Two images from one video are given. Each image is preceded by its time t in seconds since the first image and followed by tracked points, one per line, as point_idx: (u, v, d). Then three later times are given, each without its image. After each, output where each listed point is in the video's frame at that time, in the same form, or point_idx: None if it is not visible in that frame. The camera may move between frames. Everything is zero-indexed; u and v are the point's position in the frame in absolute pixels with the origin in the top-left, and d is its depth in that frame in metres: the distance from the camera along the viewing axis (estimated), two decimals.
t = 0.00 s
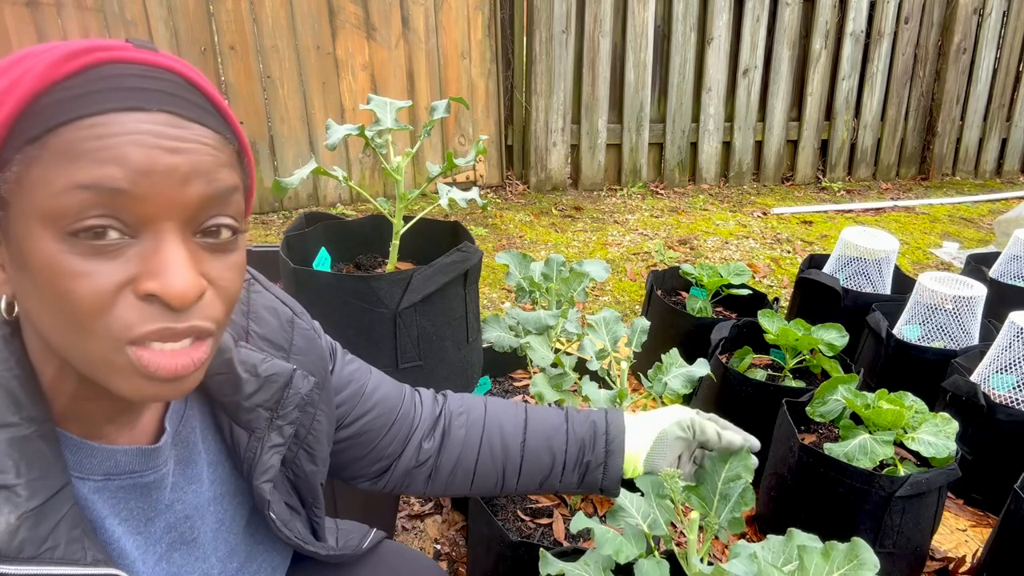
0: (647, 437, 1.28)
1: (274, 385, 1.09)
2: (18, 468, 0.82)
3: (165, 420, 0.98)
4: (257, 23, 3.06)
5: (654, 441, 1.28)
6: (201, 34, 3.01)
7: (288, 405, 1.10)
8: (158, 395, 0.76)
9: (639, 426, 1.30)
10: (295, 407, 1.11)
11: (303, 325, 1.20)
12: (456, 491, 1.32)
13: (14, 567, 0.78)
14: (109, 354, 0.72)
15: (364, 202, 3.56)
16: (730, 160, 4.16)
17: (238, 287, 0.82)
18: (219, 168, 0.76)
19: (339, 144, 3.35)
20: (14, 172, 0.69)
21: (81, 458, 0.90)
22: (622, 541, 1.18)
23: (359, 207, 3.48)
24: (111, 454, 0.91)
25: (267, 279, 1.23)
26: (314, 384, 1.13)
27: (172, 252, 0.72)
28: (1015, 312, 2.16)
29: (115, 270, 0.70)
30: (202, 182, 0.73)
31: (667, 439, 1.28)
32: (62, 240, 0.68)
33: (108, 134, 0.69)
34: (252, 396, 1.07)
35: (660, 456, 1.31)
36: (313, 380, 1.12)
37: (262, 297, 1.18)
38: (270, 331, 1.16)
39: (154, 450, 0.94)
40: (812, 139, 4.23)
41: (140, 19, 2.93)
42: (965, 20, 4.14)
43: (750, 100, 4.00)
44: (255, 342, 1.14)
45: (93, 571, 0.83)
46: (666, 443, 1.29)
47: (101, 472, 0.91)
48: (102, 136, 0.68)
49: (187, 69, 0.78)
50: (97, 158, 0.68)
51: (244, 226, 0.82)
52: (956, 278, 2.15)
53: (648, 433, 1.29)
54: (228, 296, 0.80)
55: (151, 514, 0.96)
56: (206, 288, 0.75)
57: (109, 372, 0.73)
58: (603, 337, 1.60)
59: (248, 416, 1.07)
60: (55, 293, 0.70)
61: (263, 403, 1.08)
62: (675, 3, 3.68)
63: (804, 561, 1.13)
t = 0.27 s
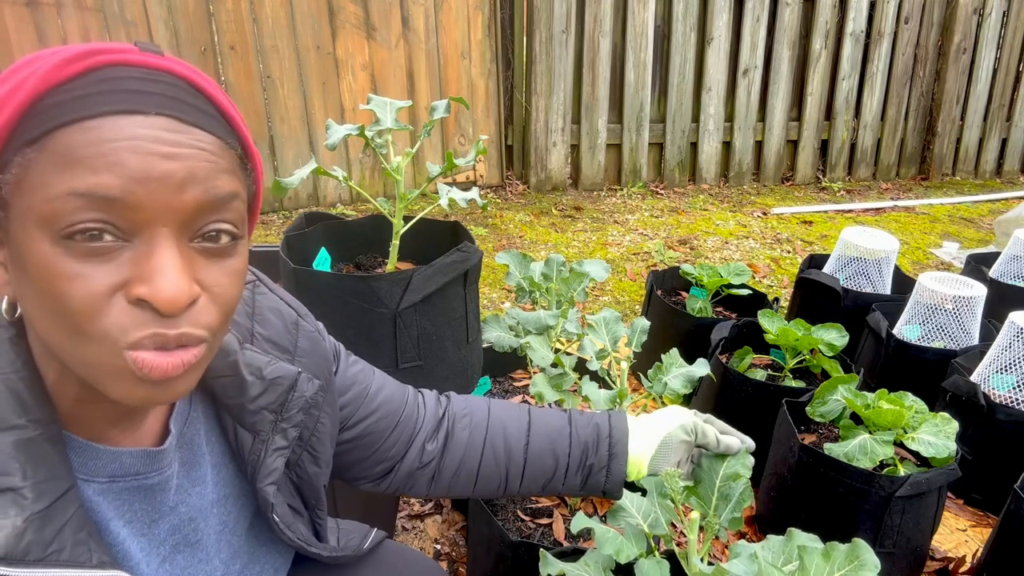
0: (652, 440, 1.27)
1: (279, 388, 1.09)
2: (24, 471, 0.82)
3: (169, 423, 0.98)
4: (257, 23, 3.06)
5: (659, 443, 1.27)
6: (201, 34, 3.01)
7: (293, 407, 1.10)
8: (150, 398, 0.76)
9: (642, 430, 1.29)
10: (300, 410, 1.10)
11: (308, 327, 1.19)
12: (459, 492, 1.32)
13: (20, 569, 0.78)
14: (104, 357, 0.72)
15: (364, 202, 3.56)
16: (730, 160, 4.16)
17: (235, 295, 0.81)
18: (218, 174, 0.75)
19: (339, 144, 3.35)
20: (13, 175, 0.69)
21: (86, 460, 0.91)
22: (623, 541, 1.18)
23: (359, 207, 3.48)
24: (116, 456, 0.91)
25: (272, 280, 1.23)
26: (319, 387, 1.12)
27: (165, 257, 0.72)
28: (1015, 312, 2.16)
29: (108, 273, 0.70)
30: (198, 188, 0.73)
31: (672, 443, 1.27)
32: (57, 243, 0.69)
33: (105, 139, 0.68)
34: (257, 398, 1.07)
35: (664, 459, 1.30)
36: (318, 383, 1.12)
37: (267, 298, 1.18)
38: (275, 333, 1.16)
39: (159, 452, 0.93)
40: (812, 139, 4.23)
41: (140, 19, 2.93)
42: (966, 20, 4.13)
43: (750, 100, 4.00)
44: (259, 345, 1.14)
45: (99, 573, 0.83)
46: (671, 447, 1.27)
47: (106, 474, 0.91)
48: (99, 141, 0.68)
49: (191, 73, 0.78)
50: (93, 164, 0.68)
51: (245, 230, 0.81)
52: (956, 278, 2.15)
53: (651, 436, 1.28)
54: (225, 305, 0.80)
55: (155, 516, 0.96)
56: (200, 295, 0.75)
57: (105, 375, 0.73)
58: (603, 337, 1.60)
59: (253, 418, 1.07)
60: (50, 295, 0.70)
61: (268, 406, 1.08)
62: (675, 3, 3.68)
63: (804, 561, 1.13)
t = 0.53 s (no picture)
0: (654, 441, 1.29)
1: (284, 389, 1.09)
2: (31, 474, 0.82)
3: (175, 424, 0.97)
4: (257, 23, 3.06)
5: (661, 443, 1.28)
6: (201, 34, 3.01)
7: (298, 408, 1.10)
8: (150, 407, 0.76)
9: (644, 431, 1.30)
10: (305, 411, 1.10)
11: (312, 326, 1.20)
12: (462, 493, 1.32)
13: (28, 572, 0.77)
14: (104, 361, 0.73)
15: (364, 202, 3.56)
16: (730, 160, 4.16)
17: (241, 296, 0.81)
18: (222, 174, 0.75)
19: (339, 144, 3.35)
20: (17, 177, 0.70)
21: (92, 462, 0.91)
22: (623, 541, 1.18)
23: (359, 207, 3.48)
24: (121, 457, 0.91)
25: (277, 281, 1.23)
26: (323, 388, 1.13)
27: (169, 258, 0.72)
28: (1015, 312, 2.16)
29: (112, 275, 0.70)
30: (202, 189, 0.73)
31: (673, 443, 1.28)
32: (61, 246, 0.68)
33: (110, 140, 0.68)
34: (262, 399, 1.08)
35: (665, 459, 1.31)
36: (323, 384, 1.12)
37: (271, 298, 1.19)
38: (280, 333, 1.16)
39: (165, 453, 0.93)
40: (812, 139, 4.23)
41: (140, 19, 2.93)
42: (966, 20, 4.13)
43: (750, 100, 4.00)
44: (264, 346, 1.14)
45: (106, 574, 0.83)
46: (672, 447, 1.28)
47: (112, 475, 0.92)
48: (103, 143, 0.68)
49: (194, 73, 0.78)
50: (97, 167, 0.68)
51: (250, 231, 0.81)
52: (956, 278, 2.15)
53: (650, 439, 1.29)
54: (231, 306, 0.80)
55: (160, 517, 0.96)
56: (204, 296, 0.75)
57: (106, 381, 0.74)
58: (603, 337, 1.60)
59: (258, 419, 1.08)
60: (54, 297, 0.70)
61: (273, 407, 1.08)
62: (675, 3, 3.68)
63: (804, 561, 1.13)
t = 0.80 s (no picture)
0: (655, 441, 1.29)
1: (289, 390, 1.09)
2: (38, 475, 0.81)
3: (183, 424, 0.97)
4: (257, 23, 3.06)
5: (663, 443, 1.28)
6: (201, 34, 3.01)
7: (303, 408, 1.10)
8: (158, 411, 0.76)
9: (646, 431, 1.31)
10: (309, 412, 1.10)
11: (317, 326, 1.19)
12: (465, 492, 1.32)
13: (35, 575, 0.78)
14: (110, 364, 0.73)
15: (364, 202, 3.56)
16: (730, 160, 4.16)
17: (248, 296, 0.81)
18: (229, 174, 0.75)
19: (339, 144, 3.35)
20: (22, 179, 0.70)
21: (100, 464, 0.91)
22: (624, 542, 1.18)
23: (359, 207, 3.48)
24: (130, 458, 0.91)
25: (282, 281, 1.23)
26: (327, 389, 1.13)
27: (176, 259, 0.72)
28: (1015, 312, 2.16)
29: (119, 277, 0.70)
30: (208, 190, 0.73)
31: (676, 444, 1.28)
32: (68, 247, 0.69)
33: (116, 142, 0.68)
34: (267, 400, 1.07)
35: (669, 459, 1.31)
36: (327, 385, 1.12)
37: (277, 299, 1.18)
38: (285, 334, 1.16)
39: (173, 454, 0.93)
40: (812, 139, 4.23)
41: (140, 19, 2.93)
42: (966, 20, 4.13)
43: (750, 100, 4.00)
44: (269, 346, 1.14)
45: None
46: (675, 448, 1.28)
47: (121, 477, 0.91)
48: (109, 145, 0.68)
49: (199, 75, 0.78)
50: (103, 169, 0.68)
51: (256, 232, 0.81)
52: (956, 278, 2.15)
53: (655, 438, 1.29)
54: (237, 308, 0.80)
55: (169, 518, 0.96)
56: (212, 297, 0.75)
57: (114, 386, 0.74)
58: (603, 337, 1.60)
59: (263, 420, 1.08)
60: (61, 300, 0.70)
61: (278, 408, 1.08)
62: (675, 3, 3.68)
63: (805, 562, 1.13)
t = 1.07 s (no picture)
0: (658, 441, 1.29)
1: (290, 391, 1.09)
2: (37, 480, 0.81)
3: (182, 428, 0.97)
4: (257, 23, 3.06)
5: (667, 443, 1.29)
6: (201, 34, 3.01)
7: (304, 409, 1.10)
8: (160, 422, 0.76)
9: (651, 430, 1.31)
10: (310, 413, 1.10)
11: (318, 328, 1.19)
12: (466, 493, 1.32)
13: None
14: (114, 378, 0.73)
15: (364, 202, 3.56)
16: (730, 160, 4.16)
17: (249, 308, 0.81)
18: (233, 187, 0.75)
19: (339, 144, 3.35)
20: (24, 188, 0.70)
21: (99, 467, 0.91)
22: (624, 541, 1.18)
23: (359, 207, 3.48)
24: (128, 462, 0.91)
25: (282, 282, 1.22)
26: (328, 390, 1.13)
27: (178, 273, 0.72)
28: (1015, 312, 2.16)
29: (121, 290, 0.70)
30: (213, 203, 0.73)
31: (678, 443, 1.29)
32: (70, 259, 0.69)
33: (120, 154, 0.68)
34: (268, 402, 1.07)
35: (670, 459, 1.31)
36: (328, 386, 1.12)
37: (277, 301, 1.18)
38: (286, 335, 1.16)
39: (171, 457, 0.93)
40: (812, 139, 4.23)
41: (140, 19, 2.93)
42: (966, 20, 4.14)
43: (750, 100, 4.00)
44: (270, 347, 1.13)
45: None
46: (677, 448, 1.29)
47: (118, 480, 0.92)
48: (113, 158, 0.68)
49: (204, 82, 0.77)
50: (106, 182, 0.67)
51: (260, 241, 0.81)
52: (956, 278, 2.15)
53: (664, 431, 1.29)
54: (238, 319, 0.80)
55: (167, 521, 0.96)
56: (214, 312, 0.75)
57: (117, 399, 0.74)
58: (603, 337, 1.60)
59: (264, 422, 1.07)
60: (63, 312, 0.70)
61: (279, 409, 1.08)
62: (675, 3, 3.68)
63: (804, 561, 1.13)
